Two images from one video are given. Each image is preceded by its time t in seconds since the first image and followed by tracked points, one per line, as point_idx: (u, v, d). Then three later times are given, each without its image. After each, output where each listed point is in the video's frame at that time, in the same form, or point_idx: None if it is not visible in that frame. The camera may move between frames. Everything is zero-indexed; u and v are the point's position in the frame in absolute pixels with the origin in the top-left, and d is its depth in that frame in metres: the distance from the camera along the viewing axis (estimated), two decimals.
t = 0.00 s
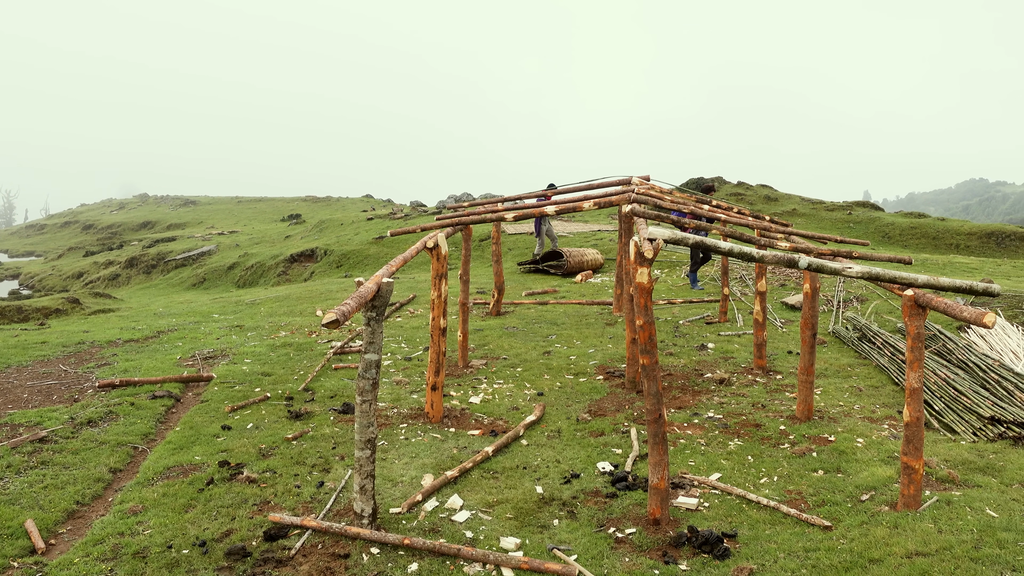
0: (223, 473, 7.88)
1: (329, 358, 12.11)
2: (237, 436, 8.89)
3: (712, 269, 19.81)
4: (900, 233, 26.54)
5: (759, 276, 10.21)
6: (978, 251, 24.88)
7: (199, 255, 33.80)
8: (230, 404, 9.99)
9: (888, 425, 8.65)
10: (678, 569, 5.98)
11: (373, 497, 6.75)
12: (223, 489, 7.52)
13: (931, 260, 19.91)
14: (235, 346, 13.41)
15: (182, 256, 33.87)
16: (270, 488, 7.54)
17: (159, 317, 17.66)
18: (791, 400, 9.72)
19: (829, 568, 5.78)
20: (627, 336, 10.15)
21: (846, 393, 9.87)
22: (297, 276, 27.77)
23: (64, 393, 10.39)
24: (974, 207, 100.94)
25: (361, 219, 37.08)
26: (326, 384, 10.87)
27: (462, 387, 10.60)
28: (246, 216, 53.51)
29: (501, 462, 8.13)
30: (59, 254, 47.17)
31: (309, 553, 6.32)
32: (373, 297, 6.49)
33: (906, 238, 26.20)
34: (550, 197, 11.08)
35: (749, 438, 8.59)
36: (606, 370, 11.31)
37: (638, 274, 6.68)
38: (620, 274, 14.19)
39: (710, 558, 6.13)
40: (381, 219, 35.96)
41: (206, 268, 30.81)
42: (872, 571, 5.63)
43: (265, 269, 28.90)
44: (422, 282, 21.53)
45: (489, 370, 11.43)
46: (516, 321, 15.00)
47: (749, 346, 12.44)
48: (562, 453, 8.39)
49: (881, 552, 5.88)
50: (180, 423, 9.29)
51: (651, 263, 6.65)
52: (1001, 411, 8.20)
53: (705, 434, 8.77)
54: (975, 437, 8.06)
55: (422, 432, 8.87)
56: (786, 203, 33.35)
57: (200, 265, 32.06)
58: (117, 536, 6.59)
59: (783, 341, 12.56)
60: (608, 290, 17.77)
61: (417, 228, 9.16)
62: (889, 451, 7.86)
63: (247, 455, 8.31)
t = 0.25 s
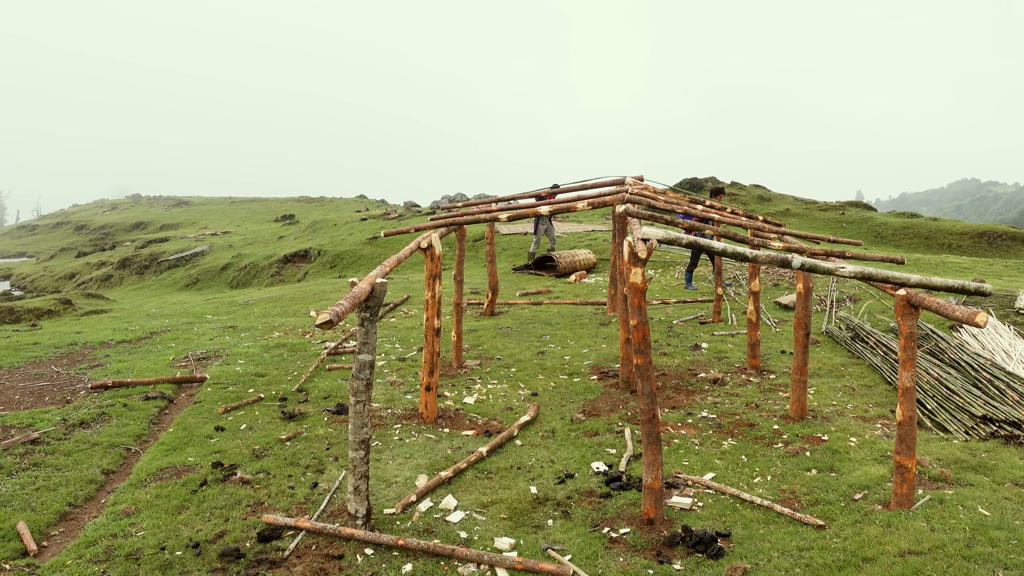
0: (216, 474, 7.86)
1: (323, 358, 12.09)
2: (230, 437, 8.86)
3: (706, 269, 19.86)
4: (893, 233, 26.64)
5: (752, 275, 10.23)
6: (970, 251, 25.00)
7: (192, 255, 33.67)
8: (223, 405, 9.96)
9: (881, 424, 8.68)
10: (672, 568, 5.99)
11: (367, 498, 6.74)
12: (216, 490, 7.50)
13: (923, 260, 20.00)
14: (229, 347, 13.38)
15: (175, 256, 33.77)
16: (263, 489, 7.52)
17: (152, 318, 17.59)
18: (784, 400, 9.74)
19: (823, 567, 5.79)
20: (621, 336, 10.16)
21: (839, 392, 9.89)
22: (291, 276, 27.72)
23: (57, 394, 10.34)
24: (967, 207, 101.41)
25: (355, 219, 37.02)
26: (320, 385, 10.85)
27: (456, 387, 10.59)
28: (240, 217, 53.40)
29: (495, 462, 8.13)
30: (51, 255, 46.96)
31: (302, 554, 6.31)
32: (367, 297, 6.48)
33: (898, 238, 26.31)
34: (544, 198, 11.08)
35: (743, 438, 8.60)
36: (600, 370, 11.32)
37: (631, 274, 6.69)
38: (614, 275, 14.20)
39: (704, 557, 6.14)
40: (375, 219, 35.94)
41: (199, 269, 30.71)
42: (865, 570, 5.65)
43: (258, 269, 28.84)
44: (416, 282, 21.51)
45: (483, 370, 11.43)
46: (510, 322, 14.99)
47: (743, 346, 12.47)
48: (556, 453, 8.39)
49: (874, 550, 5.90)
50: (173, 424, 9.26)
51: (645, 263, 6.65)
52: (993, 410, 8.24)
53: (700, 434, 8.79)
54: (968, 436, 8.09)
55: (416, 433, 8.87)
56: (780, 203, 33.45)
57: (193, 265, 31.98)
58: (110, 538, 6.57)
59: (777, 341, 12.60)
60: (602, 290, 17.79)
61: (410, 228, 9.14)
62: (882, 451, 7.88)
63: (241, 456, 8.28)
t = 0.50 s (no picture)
0: (210, 475, 7.84)
1: (318, 359, 12.08)
2: (225, 438, 8.84)
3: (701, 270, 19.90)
4: (886, 233, 26.72)
5: (747, 275, 10.25)
6: (964, 251, 25.08)
7: (186, 256, 33.59)
8: (217, 406, 9.93)
9: (875, 423, 8.70)
10: (667, 568, 6.00)
11: (362, 499, 6.73)
12: (211, 491, 7.48)
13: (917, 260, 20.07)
14: (223, 348, 13.34)
15: (169, 257, 33.69)
16: (258, 490, 7.50)
17: (146, 318, 17.54)
18: (779, 399, 9.76)
19: (817, 566, 5.81)
20: (616, 336, 10.17)
21: (834, 392, 9.92)
22: (286, 277, 27.68)
23: (50, 395, 10.30)
24: (962, 207, 101.79)
25: (350, 220, 36.97)
26: (315, 386, 10.83)
27: (451, 388, 10.58)
28: (234, 217, 53.31)
29: (490, 463, 8.13)
30: (44, 256, 46.75)
31: (297, 555, 6.29)
32: (361, 297, 6.46)
33: (892, 237, 26.38)
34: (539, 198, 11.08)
35: (737, 438, 8.62)
36: (595, 370, 11.33)
37: (626, 274, 6.69)
38: (609, 274, 14.19)
39: (699, 557, 6.14)
40: (369, 219, 35.91)
41: (193, 269, 30.64)
42: (859, 569, 5.66)
43: (252, 270, 28.79)
44: (411, 282, 21.49)
45: (478, 371, 11.43)
46: (505, 322, 14.99)
47: (737, 346, 12.49)
48: (552, 453, 8.39)
49: (868, 549, 5.91)
50: (168, 425, 9.23)
51: (639, 263, 6.66)
52: (987, 409, 8.27)
53: (694, 434, 8.80)
54: (961, 435, 8.12)
55: (411, 433, 8.85)
56: (774, 203, 33.53)
57: (187, 266, 31.90)
58: (103, 540, 6.54)
59: (771, 340, 12.63)
60: (597, 290, 17.80)
61: (405, 229, 9.12)
62: (876, 450, 7.90)
63: (235, 457, 8.27)
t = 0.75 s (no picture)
0: (205, 476, 7.82)
1: (313, 359, 12.06)
2: (220, 439, 8.82)
3: (696, 270, 19.93)
4: (881, 233, 26.80)
5: (742, 275, 10.26)
6: (957, 251, 25.16)
7: (181, 256, 33.52)
8: (212, 407, 9.90)
9: (870, 423, 8.72)
10: (663, 568, 6.00)
11: (358, 500, 6.72)
12: (205, 492, 7.46)
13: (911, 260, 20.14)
14: (218, 349, 13.31)
15: (163, 257, 33.61)
16: (253, 491, 7.48)
17: (141, 319, 17.48)
18: (774, 399, 9.77)
19: (812, 566, 5.82)
20: (612, 336, 10.17)
21: (828, 391, 9.94)
22: (281, 277, 27.64)
23: (44, 396, 10.26)
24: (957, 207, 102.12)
25: (345, 220, 36.94)
26: (310, 386, 10.81)
27: (446, 388, 10.57)
28: (229, 218, 53.24)
29: (486, 463, 8.13)
30: (38, 256, 46.57)
31: (293, 556, 6.28)
32: (356, 298, 6.45)
33: (887, 238, 26.45)
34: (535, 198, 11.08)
35: (732, 438, 8.63)
36: (591, 370, 11.33)
37: (622, 274, 6.69)
38: (604, 275, 14.19)
39: (694, 557, 6.15)
40: (364, 220, 35.89)
41: (188, 270, 30.58)
42: (855, 568, 5.68)
43: (247, 270, 28.73)
44: (406, 283, 21.48)
45: (473, 371, 11.42)
46: (500, 322, 14.98)
47: (732, 346, 12.51)
48: (547, 453, 8.39)
49: (863, 549, 5.93)
50: (162, 426, 9.21)
51: (635, 263, 6.66)
52: (981, 408, 8.31)
53: (690, 434, 8.81)
54: (955, 434, 8.14)
55: (406, 434, 8.85)
56: (769, 203, 33.62)
57: (182, 267, 31.82)
58: (98, 541, 6.52)
59: (766, 340, 12.65)
60: (592, 290, 17.81)
61: (400, 229, 9.09)
62: (871, 449, 7.92)
63: (230, 458, 8.25)
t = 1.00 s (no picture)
0: (200, 477, 7.80)
1: (309, 360, 12.04)
2: (215, 440, 8.80)
3: (691, 270, 19.97)
4: (875, 233, 26.87)
5: (737, 276, 10.27)
6: (952, 250, 25.21)
7: (176, 257, 33.46)
8: (207, 408, 9.88)
9: (865, 422, 8.74)
10: (658, 568, 6.00)
11: (353, 500, 6.71)
12: (201, 493, 7.44)
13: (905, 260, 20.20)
14: (213, 349, 13.28)
15: (158, 258, 33.53)
16: (249, 492, 7.47)
17: (136, 320, 17.44)
18: (769, 399, 9.79)
19: (808, 565, 5.83)
20: (607, 336, 10.17)
21: (823, 391, 9.95)
22: (276, 278, 27.61)
23: (38, 398, 10.23)
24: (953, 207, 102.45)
25: (341, 220, 36.94)
26: (305, 387, 10.79)
27: (442, 389, 10.56)
28: (224, 218, 53.16)
29: (482, 463, 8.12)
30: (32, 257, 46.42)
31: (288, 557, 6.27)
32: (351, 298, 6.45)
33: (881, 238, 26.52)
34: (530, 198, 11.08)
35: (728, 437, 8.64)
36: (586, 370, 11.34)
37: (617, 274, 6.70)
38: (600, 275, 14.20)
39: (690, 557, 6.15)
40: (359, 220, 35.89)
41: (183, 270, 30.51)
42: (850, 568, 5.69)
43: (242, 271, 28.69)
44: (401, 283, 21.46)
45: (469, 371, 11.41)
46: (496, 323, 14.97)
47: (728, 346, 12.53)
48: (543, 453, 8.39)
49: (858, 548, 5.94)
50: (157, 427, 9.18)
51: (630, 263, 6.66)
52: (975, 408, 8.33)
53: (685, 434, 8.81)
54: (950, 434, 8.16)
55: (402, 434, 8.83)
56: (764, 203, 33.70)
57: (176, 267, 31.75)
58: (93, 543, 6.50)
59: (762, 340, 12.67)
60: (588, 291, 17.82)
61: (395, 229, 9.08)
62: (866, 449, 7.94)
63: (225, 459, 8.23)
